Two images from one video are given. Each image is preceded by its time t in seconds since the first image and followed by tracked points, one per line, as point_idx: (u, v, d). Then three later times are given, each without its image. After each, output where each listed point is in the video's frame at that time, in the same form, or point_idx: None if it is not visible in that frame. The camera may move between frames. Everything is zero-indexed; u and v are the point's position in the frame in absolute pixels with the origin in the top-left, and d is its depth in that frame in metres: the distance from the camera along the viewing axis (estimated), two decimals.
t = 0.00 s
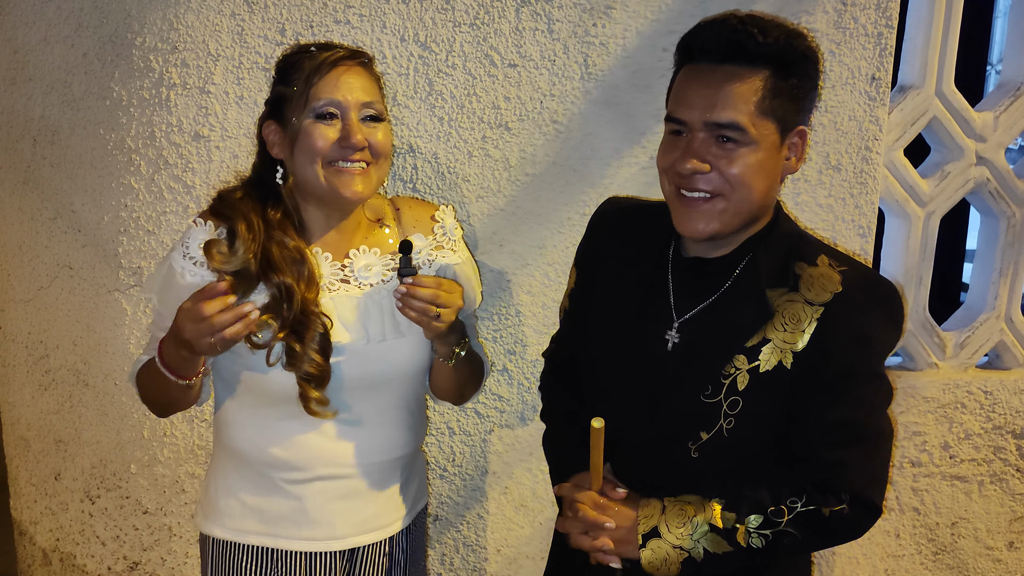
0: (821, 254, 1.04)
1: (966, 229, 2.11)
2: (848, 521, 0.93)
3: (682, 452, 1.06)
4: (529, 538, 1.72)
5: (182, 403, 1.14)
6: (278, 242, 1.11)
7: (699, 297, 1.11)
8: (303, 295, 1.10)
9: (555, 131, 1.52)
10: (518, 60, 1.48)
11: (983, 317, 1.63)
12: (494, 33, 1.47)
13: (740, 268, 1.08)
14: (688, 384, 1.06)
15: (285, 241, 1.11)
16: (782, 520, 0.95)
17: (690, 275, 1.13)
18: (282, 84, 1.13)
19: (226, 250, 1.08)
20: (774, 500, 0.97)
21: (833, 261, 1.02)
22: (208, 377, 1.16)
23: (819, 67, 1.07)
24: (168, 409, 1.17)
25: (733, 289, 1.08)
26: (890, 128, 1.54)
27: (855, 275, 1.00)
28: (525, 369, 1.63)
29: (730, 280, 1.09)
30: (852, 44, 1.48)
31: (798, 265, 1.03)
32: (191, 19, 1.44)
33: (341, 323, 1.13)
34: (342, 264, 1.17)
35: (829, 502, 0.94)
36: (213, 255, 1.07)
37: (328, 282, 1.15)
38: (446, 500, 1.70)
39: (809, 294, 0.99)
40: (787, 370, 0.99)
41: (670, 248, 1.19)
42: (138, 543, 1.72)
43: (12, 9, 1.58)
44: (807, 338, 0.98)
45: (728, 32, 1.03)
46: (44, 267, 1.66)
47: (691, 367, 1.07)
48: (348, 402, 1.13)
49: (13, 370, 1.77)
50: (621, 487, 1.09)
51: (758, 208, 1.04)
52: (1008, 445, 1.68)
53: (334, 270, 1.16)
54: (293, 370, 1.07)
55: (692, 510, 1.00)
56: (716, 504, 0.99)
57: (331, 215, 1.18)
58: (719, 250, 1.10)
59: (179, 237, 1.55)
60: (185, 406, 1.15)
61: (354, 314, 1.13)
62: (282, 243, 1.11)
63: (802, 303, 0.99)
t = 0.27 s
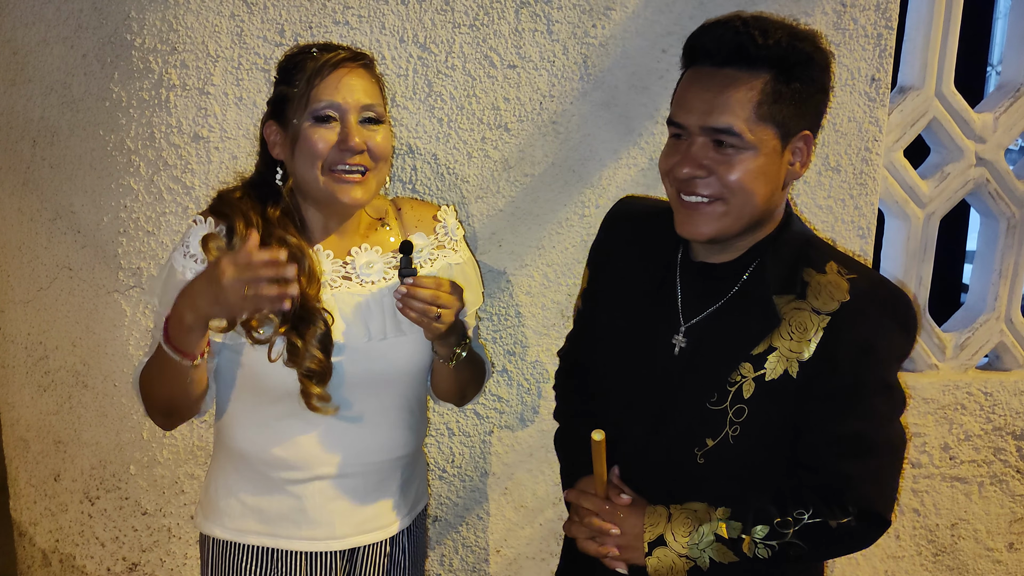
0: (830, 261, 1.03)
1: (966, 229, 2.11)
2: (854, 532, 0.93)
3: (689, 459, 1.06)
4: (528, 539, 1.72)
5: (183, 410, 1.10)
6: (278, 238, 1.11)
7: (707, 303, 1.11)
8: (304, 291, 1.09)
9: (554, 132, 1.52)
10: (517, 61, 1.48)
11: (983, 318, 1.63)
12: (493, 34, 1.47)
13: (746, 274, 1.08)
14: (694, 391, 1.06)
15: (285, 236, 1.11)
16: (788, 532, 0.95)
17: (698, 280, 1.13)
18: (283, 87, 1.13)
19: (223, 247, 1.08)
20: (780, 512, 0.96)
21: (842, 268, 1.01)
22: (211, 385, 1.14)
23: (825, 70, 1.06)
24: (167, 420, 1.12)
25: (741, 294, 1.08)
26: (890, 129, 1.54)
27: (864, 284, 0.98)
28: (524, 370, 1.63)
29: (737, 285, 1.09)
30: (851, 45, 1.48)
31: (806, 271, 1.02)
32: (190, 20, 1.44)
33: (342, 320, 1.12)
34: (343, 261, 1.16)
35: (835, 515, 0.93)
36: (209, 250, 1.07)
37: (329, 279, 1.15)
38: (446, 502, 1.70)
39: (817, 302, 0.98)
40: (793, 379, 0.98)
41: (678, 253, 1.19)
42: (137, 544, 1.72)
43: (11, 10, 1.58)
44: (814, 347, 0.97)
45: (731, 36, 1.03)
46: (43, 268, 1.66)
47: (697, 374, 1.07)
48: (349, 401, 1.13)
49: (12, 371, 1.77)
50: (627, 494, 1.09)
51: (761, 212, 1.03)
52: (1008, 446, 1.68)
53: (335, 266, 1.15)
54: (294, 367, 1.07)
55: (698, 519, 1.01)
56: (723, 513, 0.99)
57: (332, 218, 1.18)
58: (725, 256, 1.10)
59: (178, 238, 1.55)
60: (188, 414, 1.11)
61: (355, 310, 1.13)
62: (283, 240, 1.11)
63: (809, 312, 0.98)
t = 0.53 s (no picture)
0: (840, 268, 1.02)
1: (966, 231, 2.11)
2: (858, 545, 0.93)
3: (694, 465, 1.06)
4: (529, 540, 1.73)
5: (192, 413, 1.07)
6: (280, 241, 1.12)
7: (717, 309, 1.11)
8: (305, 292, 1.10)
9: (555, 134, 1.52)
10: (518, 63, 1.48)
11: (984, 320, 1.63)
12: (494, 36, 1.47)
13: (753, 282, 1.08)
14: (700, 399, 1.07)
15: (286, 239, 1.12)
16: (790, 541, 0.96)
17: (709, 286, 1.13)
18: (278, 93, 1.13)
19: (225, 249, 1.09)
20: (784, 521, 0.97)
21: (851, 277, 1.00)
22: (222, 396, 1.12)
23: (836, 73, 1.05)
24: (178, 426, 1.09)
25: (750, 300, 1.08)
26: (890, 131, 1.54)
27: (875, 296, 0.97)
28: (525, 371, 1.63)
29: (744, 292, 1.09)
30: (852, 47, 1.48)
31: (815, 281, 1.01)
32: (191, 22, 1.44)
33: (344, 322, 1.13)
34: (345, 266, 1.17)
35: (839, 526, 0.93)
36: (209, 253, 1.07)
37: (332, 283, 1.15)
38: (447, 504, 1.70)
39: (822, 312, 0.98)
40: (795, 390, 0.98)
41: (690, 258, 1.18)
42: (137, 546, 1.72)
43: (12, 11, 1.58)
44: (816, 357, 0.97)
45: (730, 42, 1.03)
46: (44, 270, 1.66)
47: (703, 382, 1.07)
48: (351, 403, 1.13)
49: (14, 373, 1.77)
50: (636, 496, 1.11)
51: (765, 214, 1.03)
52: (1009, 448, 1.68)
53: (338, 271, 1.16)
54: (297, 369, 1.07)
55: (703, 523, 1.01)
56: (727, 519, 1.00)
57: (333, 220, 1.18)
58: (733, 262, 1.10)
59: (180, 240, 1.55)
60: (198, 420, 1.09)
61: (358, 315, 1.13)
62: (283, 242, 1.12)
63: (814, 322, 0.98)
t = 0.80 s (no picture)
0: (837, 266, 1.02)
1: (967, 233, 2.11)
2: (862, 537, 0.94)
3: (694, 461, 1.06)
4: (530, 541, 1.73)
5: (200, 419, 1.08)
6: (283, 244, 1.11)
7: (714, 306, 1.10)
8: (308, 295, 1.09)
9: (557, 135, 1.52)
10: (520, 65, 1.48)
11: (985, 321, 1.63)
12: (496, 38, 1.47)
13: (752, 279, 1.07)
14: (699, 394, 1.07)
15: (290, 243, 1.12)
16: (796, 533, 0.97)
17: (707, 282, 1.12)
18: (281, 95, 1.14)
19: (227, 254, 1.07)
20: (789, 515, 0.98)
21: (849, 274, 1.00)
22: (226, 400, 1.12)
23: (840, 78, 1.05)
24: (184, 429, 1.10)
25: (748, 297, 1.07)
26: (892, 133, 1.54)
27: (871, 292, 0.98)
28: (527, 373, 1.63)
29: (742, 290, 1.08)
30: (854, 49, 1.48)
31: (812, 278, 1.02)
32: (194, 23, 1.44)
33: (349, 325, 1.13)
34: (349, 268, 1.18)
35: (842, 519, 0.94)
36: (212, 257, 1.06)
37: (335, 286, 1.15)
38: (448, 505, 1.70)
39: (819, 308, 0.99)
40: (795, 383, 0.99)
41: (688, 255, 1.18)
42: (139, 547, 1.72)
43: (15, 12, 1.58)
44: (815, 351, 0.98)
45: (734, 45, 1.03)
46: (47, 271, 1.66)
47: (703, 378, 1.07)
48: (355, 405, 1.13)
49: (16, 373, 1.77)
50: (639, 490, 1.08)
51: (762, 213, 1.03)
52: (1010, 450, 1.68)
53: (342, 273, 1.16)
54: (301, 372, 1.07)
55: (708, 522, 1.02)
56: (732, 516, 1.01)
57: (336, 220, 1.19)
58: (733, 261, 1.09)
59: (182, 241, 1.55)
60: (204, 424, 1.10)
61: (362, 317, 1.13)
62: (286, 246, 1.12)
63: (812, 317, 0.99)
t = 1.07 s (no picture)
0: (815, 246, 1.06)
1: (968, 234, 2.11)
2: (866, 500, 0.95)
3: (688, 445, 1.07)
4: (531, 541, 1.73)
5: (200, 419, 1.08)
6: (285, 246, 1.12)
7: (697, 293, 1.11)
8: (310, 297, 1.10)
9: (558, 137, 1.52)
10: (521, 66, 1.49)
11: (985, 322, 1.64)
12: (497, 39, 1.48)
13: (735, 262, 1.09)
14: (691, 378, 1.07)
15: (292, 244, 1.12)
16: (804, 502, 0.96)
17: (687, 270, 1.13)
18: (289, 94, 1.14)
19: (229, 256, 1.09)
20: (793, 484, 0.98)
21: (827, 252, 1.04)
22: (226, 399, 1.13)
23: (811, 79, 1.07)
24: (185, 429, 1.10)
25: (728, 284, 1.08)
26: (892, 135, 1.55)
27: (850, 264, 1.02)
28: (527, 373, 1.63)
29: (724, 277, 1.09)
30: (854, 51, 1.48)
31: (793, 258, 1.05)
32: (196, 25, 1.44)
33: (351, 327, 1.13)
34: (351, 270, 1.18)
35: (847, 482, 0.95)
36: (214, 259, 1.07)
37: (337, 287, 1.16)
38: (449, 505, 1.70)
39: (805, 283, 1.01)
40: (787, 357, 1.00)
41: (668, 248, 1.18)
42: (141, 547, 1.72)
43: (17, 14, 1.59)
44: (804, 324, 0.99)
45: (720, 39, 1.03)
46: (49, 271, 1.66)
47: (692, 362, 1.08)
48: (355, 405, 1.14)
49: (18, 374, 1.77)
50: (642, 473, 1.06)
51: (741, 204, 1.04)
52: (1010, 450, 1.68)
53: (344, 275, 1.17)
54: (301, 373, 1.07)
55: (718, 499, 0.99)
56: (739, 490, 0.99)
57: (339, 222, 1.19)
58: (710, 248, 1.10)
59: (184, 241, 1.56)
60: (205, 424, 1.10)
61: (364, 319, 1.14)
62: (289, 247, 1.12)
63: (798, 293, 1.01)
